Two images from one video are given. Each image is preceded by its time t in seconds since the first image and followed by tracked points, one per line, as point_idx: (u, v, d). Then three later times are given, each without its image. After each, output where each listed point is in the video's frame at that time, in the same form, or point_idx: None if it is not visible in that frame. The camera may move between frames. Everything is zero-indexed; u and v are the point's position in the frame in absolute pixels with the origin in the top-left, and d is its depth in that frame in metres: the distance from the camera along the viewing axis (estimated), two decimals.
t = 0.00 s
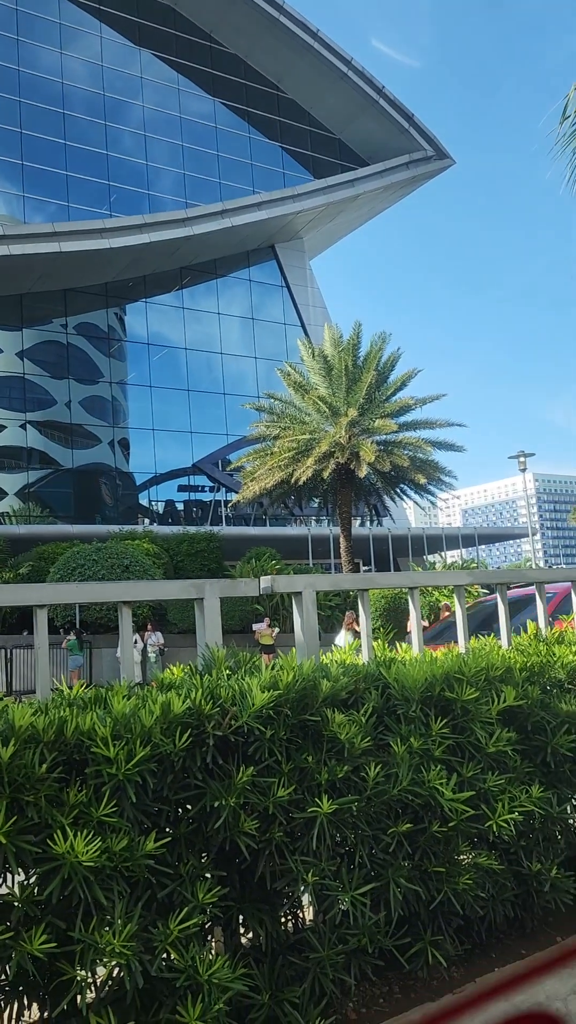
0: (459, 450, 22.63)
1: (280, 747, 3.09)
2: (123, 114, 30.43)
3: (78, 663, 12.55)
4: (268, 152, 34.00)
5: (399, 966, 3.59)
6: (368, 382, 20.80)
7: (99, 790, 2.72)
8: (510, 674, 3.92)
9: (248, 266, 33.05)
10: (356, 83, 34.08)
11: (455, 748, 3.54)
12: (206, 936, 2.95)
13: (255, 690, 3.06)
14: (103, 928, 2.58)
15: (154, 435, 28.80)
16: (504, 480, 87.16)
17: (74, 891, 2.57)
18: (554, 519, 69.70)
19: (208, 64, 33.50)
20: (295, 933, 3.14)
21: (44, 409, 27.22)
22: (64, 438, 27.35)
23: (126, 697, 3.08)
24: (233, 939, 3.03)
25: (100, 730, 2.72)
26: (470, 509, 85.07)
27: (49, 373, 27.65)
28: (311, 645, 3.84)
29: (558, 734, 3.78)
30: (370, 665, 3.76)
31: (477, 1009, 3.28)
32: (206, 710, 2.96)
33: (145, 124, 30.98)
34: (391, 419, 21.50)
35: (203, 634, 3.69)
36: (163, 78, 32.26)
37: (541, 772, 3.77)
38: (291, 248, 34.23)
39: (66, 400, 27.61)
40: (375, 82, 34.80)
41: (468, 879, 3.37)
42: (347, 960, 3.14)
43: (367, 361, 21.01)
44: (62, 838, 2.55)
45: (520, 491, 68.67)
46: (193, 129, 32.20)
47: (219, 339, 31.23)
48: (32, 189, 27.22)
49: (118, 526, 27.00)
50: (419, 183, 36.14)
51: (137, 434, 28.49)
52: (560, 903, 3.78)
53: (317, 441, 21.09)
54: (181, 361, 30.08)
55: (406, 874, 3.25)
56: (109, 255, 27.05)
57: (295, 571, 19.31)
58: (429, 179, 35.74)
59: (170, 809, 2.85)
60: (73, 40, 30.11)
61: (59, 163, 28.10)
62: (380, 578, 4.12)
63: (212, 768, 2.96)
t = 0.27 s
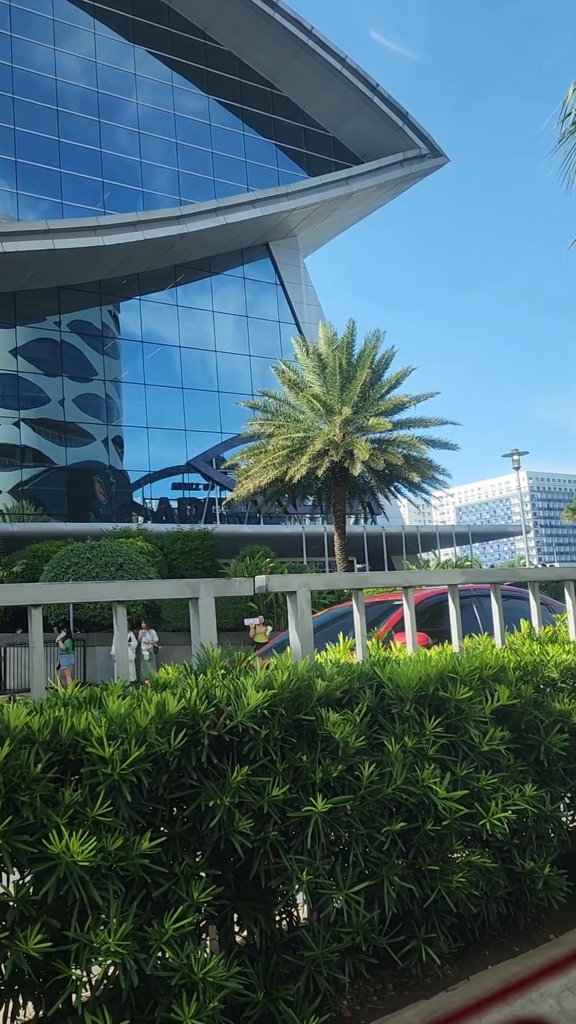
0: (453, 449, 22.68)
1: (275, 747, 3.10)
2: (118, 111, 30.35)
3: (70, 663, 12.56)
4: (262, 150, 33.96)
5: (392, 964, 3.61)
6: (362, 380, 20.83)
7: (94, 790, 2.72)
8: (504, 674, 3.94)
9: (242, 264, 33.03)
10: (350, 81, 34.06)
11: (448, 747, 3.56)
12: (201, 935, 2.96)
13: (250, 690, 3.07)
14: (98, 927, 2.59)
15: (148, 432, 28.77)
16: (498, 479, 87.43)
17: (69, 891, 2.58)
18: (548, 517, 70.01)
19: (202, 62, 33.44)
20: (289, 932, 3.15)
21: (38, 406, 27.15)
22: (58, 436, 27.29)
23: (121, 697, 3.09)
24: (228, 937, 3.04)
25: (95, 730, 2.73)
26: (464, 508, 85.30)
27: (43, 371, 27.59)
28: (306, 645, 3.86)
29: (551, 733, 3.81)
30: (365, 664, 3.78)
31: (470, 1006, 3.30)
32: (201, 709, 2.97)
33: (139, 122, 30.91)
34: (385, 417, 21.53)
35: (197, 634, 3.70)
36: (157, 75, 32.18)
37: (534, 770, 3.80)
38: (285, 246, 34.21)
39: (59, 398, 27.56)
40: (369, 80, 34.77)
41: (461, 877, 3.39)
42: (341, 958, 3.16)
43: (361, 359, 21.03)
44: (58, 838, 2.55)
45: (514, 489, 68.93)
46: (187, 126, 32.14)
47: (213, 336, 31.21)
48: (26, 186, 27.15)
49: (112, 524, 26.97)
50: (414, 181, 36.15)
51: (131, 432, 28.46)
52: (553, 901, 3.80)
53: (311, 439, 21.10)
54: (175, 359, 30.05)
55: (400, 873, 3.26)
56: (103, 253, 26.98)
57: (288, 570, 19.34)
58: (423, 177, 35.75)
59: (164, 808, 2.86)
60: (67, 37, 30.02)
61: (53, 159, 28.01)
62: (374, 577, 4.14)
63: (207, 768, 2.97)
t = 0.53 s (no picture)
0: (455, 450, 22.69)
1: (277, 751, 3.11)
2: (119, 114, 30.41)
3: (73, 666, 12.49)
4: (263, 152, 34.00)
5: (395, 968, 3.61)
6: (363, 382, 20.86)
7: (98, 795, 2.73)
8: (506, 678, 3.95)
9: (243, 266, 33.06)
10: (351, 84, 34.11)
11: (451, 751, 3.57)
12: (204, 940, 2.96)
13: (253, 695, 3.08)
14: (102, 932, 2.59)
15: (149, 435, 28.80)
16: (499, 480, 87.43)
17: (74, 896, 2.58)
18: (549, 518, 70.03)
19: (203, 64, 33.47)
20: (292, 937, 3.16)
21: (39, 409, 27.17)
22: (60, 439, 27.30)
23: (125, 701, 3.10)
24: (231, 942, 3.04)
25: (98, 735, 2.74)
26: (466, 509, 85.34)
27: (44, 373, 27.62)
28: (308, 649, 3.87)
29: (553, 737, 3.82)
30: (368, 668, 3.78)
31: (472, 1009, 3.30)
32: (204, 714, 2.98)
33: (140, 125, 30.96)
34: (386, 419, 21.54)
35: (200, 639, 3.71)
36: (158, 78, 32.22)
37: (537, 774, 3.81)
38: (286, 248, 34.24)
39: (61, 400, 27.58)
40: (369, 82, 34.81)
41: (464, 881, 3.39)
42: (344, 963, 3.16)
43: (362, 361, 21.05)
44: (62, 843, 2.56)
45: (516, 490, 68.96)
46: (188, 129, 32.18)
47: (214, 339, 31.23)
48: (27, 189, 27.19)
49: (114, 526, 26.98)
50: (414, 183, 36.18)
51: (132, 435, 28.49)
52: (556, 905, 3.81)
53: (312, 441, 21.12)
54: (176, 361, 30.08)
55: (403, 877, 3.27)
56: (104, 255, 27.01)
57: (290, 572, 19.36)
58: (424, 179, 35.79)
59: (168, 814, 2.87)
60: (68, 40, 30.05)
61: (54, 162, 28.06)
62: (377, 581, 4.14)
63: (210, 772, 2.98)
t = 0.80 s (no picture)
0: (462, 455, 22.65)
1: (286, 760, 3.11)
2: (125, 122, 30.54)
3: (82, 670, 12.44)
4: (269, 158, 34.09)
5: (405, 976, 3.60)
6: (370, 387, 20.86)
7: (107, 804, 2.74)
8: (515, 685, 3.94)
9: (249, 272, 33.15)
10: (356, 90, 34.17)
11: (460, 760, 3.56)
12: (213, 949, 2.96)
13: (261, 703, 3.08)
14: (111, 941, 2.60)
15: (156, 440, 28.87)
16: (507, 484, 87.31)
17: (83, 905, 2.59)
18: (557, 522, 69.91)
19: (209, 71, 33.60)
20: (301, 945, 3.16)
21: (46, 415, 27.26)
22: (67, 444, 27.38)
23: (133, 709, 3.11)
24: (240, 951, 3.05)
25: (108, 743, 2.74)
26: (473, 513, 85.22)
27: (52, 379, 27.71)
28: (316, 657, 3.87)
29: (563, 745, 3.81)
30: (376, 676, 3.77)
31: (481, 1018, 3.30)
32: (212, 723, 2.98)
33: (147, 132, 31.09)
34: (393, 424, 21.53)
35: (209, 647, 3.71)
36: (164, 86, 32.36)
37: (546, 782, 3.80)
38: (292, 253, 34.30)
39: (68, 406, 27.67)
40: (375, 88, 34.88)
41: (473, 890, 3.39)
42: (353, 972, 3.16)
43: (368, 365, 21.04)
44: (71, 852, 2.57)
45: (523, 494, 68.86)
46: (194, 135, 32.30)
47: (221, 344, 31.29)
48: (35, 196, 27.32)
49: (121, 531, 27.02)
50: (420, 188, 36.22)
51: (139, 440, 28.55)
52: (565, 913, 3.79)
53: (318, 446, 21.11)
54: (183, 367, 30.15)
55: (412, 886, 3.27)
56: (111, 262, 27.10)
57: (297, 577, 19.34)
58: (430, 184, 35.81)
59: (176, 822, 2.87)
60: (75, 48, 30.21)
61: (62, 170, 28.21)
62: (385, 588, 4.14)
63: (219, 781, 2.98)
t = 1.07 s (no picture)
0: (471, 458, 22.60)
1: (297, 766, 3.11)
2: (133, 127, 30.68)
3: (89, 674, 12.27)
4: (277, 162, 34.17)
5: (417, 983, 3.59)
6: (378, 391, 20.86)
7: (120, 809, 2.74)
8: (527, 692, 3.93)
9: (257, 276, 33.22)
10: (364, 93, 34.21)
11: (472, 765, 3.55)
12: (225, 955, 2.97)
13: (273, 709, 3.08)
14: (125, 947, 2.60)
15: (165, 444, 28.93)
16: (516, 487, 87.13)
17: (96, 911, 2.59)
18: (567, 526, 69.77)
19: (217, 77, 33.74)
20: (313, 951, 3.17)
21: (56, 419, 27.36)
22: (76, 449, 27.48)
23: (145, 715, 3.12)
24: (252, 957, 3.05)
25: (120, 749, 2.75)
26: (482, 517, 85.15)
27: (61, 384, 27.82)
28: (327, 662, 3.87)
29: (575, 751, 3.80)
30: (387, 682, 3.77)
31: None
32: (224, 729, 2.99)
33: (155, 137, 31.23)
34: (401, 427, 21.49)
35: (219, 652, 3.72)
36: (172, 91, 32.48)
37: (558, 788, 3.79)
38: (300, 257, 34.34)
39: (77, 410, 27.78)
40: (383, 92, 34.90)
41: (485, 897, 3.38)
42: (366, 978, 3.16)
43: (377, 369, 21.04)
44: (85, 858, 2.58)
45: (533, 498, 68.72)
46: (202, 140, 32.41)
47: (229, 348, 31.35)
48: (44, 202, 27.46)
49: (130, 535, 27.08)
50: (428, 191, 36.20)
51: (148, 444, 28.63)
52: None
53: (327, 450, 21.10)
54: (191, 371, 30.21)
55: (425, 892, 3.26)
56: (120, 266, 27.19)
57: (307, 581, 19.30)
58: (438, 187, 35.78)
59: (189, 828, 2.88)
60: (84, 54, 30.35)
61: (70, 176, 28.34)
62: (394, 593, 4.13)
63: (231, 787, 2.98)
